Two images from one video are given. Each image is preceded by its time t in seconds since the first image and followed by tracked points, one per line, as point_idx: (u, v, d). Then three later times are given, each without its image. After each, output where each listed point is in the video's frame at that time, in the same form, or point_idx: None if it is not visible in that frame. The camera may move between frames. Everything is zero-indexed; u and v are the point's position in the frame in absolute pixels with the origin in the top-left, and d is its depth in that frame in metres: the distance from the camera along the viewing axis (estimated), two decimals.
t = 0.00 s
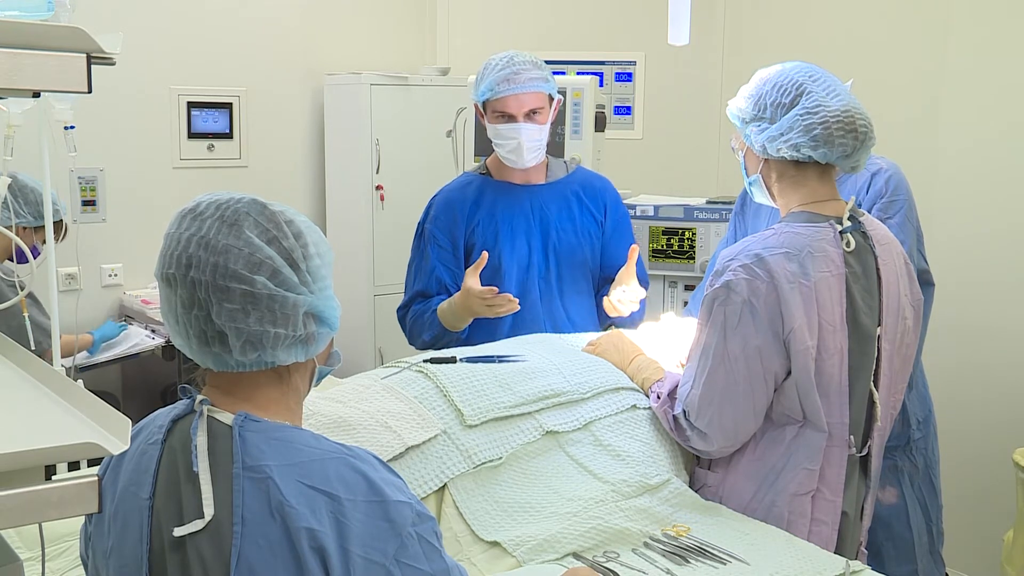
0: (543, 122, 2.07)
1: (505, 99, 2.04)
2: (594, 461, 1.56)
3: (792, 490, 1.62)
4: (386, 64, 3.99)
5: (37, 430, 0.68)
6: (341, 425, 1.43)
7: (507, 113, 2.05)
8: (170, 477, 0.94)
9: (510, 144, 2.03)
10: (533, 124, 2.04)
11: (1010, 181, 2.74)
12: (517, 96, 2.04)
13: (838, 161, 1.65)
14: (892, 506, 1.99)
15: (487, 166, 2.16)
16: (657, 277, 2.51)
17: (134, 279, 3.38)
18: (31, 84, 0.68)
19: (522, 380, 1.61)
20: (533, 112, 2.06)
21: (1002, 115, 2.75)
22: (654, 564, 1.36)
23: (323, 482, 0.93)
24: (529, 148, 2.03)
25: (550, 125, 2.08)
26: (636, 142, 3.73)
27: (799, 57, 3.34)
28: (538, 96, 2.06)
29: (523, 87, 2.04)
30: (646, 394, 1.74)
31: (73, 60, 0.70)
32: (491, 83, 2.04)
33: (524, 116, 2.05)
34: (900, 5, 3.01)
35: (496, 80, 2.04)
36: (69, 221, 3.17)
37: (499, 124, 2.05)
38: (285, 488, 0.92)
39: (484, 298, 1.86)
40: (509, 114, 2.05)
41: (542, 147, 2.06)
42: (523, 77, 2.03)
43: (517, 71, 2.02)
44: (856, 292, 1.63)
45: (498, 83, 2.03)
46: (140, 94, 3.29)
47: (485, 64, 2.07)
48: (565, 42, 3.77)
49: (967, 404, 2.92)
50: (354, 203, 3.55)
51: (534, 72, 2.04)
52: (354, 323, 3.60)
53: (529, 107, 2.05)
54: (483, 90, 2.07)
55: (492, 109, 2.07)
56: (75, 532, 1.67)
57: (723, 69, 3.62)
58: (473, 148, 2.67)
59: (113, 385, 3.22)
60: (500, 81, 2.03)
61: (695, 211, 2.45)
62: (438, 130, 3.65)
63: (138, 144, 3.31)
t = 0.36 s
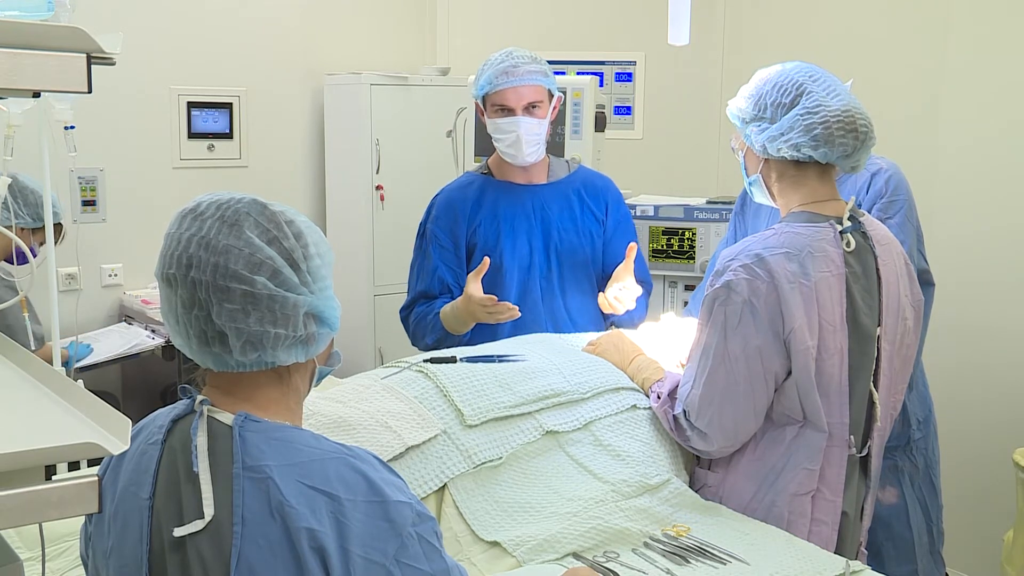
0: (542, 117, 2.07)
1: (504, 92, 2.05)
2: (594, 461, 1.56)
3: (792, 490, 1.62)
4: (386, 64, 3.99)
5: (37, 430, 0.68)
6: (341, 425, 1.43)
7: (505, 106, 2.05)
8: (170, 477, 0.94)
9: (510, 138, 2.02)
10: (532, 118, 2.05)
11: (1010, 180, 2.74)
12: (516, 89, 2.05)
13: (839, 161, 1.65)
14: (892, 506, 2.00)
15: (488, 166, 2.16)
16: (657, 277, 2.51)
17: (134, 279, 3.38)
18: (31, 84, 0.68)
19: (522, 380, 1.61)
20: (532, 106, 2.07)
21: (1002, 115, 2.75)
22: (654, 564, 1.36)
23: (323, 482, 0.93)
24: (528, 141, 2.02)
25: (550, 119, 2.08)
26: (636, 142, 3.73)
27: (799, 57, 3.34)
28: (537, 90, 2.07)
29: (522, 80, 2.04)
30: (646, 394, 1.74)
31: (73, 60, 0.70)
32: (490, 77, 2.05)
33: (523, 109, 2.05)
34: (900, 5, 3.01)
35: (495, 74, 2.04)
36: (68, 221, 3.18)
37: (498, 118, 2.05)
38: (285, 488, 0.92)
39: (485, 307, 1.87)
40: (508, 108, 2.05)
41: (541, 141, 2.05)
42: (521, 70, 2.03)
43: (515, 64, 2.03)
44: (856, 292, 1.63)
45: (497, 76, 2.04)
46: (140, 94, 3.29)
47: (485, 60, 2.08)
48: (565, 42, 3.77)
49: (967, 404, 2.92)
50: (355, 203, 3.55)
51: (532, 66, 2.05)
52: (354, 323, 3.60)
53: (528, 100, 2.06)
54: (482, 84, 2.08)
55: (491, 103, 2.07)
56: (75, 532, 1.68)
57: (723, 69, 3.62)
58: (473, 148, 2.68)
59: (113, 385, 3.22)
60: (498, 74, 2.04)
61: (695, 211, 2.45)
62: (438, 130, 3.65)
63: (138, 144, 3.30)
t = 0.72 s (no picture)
0: (545, 118, 2.06)
1: (507, 92, 2.04)
2: (594, 461, 1.56)
3: (793, 490, 1.62)
4: (386, 64, 3.99)
5: (37, 430, 0.68)
6: (341, 425, 1.43)
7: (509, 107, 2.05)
8: (170, 477, 0.94)
9: (512, 139, 2.03)
10: (535, 119, 2.04)
11: (1010, 180, 2.74)
12: (520, 89, 2.04)
13: (839, 161, 1.65)
14: (892, 506, 2.00)
15: (489, 166, 2.16)
16: (657, 277, 2.51)
17: (134, 279, 3.37)
18: (31, 84, 0.68)
19: (522, 380, 1.61)
20: (535, 106, 2.07)
21: (1002, 115, 2.75)
22: (654, 564, 1.36)
23: (323, 482, 0.93)
24: (531, 143, 2.03)
25: (553, 120, 2.08)
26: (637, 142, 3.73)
27: (799, 57, 3.34)
28: (541, 91, 2.06)
29: (525, 81, 2.04)
30: (646, 394, 1.74)
31: (73, 60, 0.70)
32: (493, 76, 2.04)
33: (526, 110, 2.05)
34: (900, 5, 3.01)
35: (498, 74, 2.04)
36: (68, 221, 3.18)
37: (501, 118, 2.06)
38: (285, 488, 0.92)
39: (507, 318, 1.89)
40: (510, 108, 2.05)
41: (544, 142, 2.05)
42: (525, 70, 2.03)
43: (519, 65, 2.02)
44: (856, 293, 1.63)
45: (501, 76, 2.04)
46: (140, 93, 3.29)
47: (490, 58, 2.08)
48: (565, 42, 3.77)
49: (967, 403, 2.92)
50: (355, 203, 3.55)
51: (536, 66, 2.04)
52: (354, 323, 3.60)
53: (531, 102, 2.05)
54: (485, 83, 2.08)
55: (495, 103, 2.07)
56: (75, 532, 1.68)
57: (723, 69, 3.62)
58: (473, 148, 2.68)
59: (113, 385, 3.22)
60: (501, 74, 2.03)
61: (695, 211, 2.45)
62: (438, 129, 3.65)
63: (138, 144, 3.30)
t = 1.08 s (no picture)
0: (544, 123, 2.06)
1: (503, 102, 2.04)
2: (594, 461, 1.56)
3: (792, 490, 1.62)
4: (386, 64, 3.99)
5: (37, 430, 0.68)
6: (341, 425, 1.43)
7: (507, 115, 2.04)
8: (170, 477, 0.94)
9: (512, 147, 2.04)
10: (534, 126, 2.04)
11: (1010, 180, 2.74)
12: (517, 98, 2.04)
13: (839, 161, 1.65)
14: (892, 506, 2.00)
15: (491, 166, 2.17)
16: (657, 277, 2.51)
17: (134, 279, 3.37)
18: (32, 84, 0.68)
19: (522, 380, 1.61)
20: (533, 113, 2.06)
21: (1002, 116, 2.75)
22: (654, 564, 1.36)
23: (323, 483, 0.93)
24: (530, 151, 2.04)
25: (553, 125, 2.07)
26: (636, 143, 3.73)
27: (799, 57, 3.34)
28: (539, 97, 2.06)
29: (522, 89, 2.03)
30: (646, 394, 1.74)
31: (73, 61, 0.70)
32: (489, 86, 2.04)
33: (524, 118, 2.05)
34: (900, 5, 3.01)
35: (494, 83, 2.03)
36: (67, 221, 3.18)
37: (500, 127, 2.06)
38: (285, 488, 0.92)
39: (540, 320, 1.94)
40: (509, 117, 2.05)
41: (544, 147, 2.06)
42: (521, 79, 2.02)
43: (515, 73, 2.01)
44: (856, 293, 1.63)
45: (496, 85, 2.03)
46: (140, 93, 3.29)
47: (485, 65, 2.07)
48: (565, 42, 3.77)
49: (967, 403, 2.92)
50: (355, 203, 3.55)
51: (533, 73, 2.03)
52: (354, 323, 3.59)
53: (530, 109, 2.05)
54: (482, 93, 2.07)
55: (492, 112, 2.07)
56: (75, 532, 1.67)
57: (723, 69, 3.62)
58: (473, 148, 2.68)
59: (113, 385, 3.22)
60: (498, 83, 2.03)
61: (695, 211, 2.45)
62: (438, 130, 3.65)
63: (138, 144, 3.30)
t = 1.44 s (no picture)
0: (544, 122, 2.06)
1: (503, 101, 2.04)
2: (594, 461, 1.56)
3: (792, 490, 1.62)
4: (386, 64, 3.99)
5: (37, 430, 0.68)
6: (341, 425, 1.43)
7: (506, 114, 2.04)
8: (170, 478, 0.94)
9: (511, 146, 2.03)
10: (533, 125, 2.04)
11: (1010, 180, 2.74)
12: (517, 97, 2.04)
13: (840, 161, 1.65)
14: (892, 507, 2.00)
15: (490, 166, 2.16)
16: (657, 277, 2.51)
17: (134, 279, 3.37)
18: (32, 84, 0.68)
19: (522, 380, 1.61)
20: (533, 112, 2.05)
21: (1002, 116, 2.75)
22: (654, 564, 1.36)
23: (323, 483, 0.93)
24: (530, 150, 2.03)
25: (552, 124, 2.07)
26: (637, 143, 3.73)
27: (799, 57, 3.34)
28: (538, 96, 2.06)
29: (522, 88, 2.03)
30: (646, 394, 1.74)
31: (73, 61, 0.70)
32: (489, 85, 2.04)
33: (524, 117, 2.04)
34: (900, 5, 3.01)
35: (494, 82, 2.03)
36: (68, 221, 3.18)
37: (499, 126, 2.06)
38: (285, 489, 0.92)
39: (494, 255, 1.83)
40: (508, 116, 2.05)
41: (543, 146, 2.06)
42: (521, 77, 2.02)
43: (514, 72, 2.01)
44: (856, 293, 1.63)
45: (496, 84, 2.03)
46: (140, 93, 3.29)
47: (485, 64, 2.07)
48: (566, 42, 3.77)
49: (967, 403, 2.92)
50: (355, 203, 3.55)
51: (533, 71, 2.03)
52: (354, 323, 3.60)
53: (529, 108, 2.05)
54: (482, 91, 2.07)
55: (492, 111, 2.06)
56: (75, 532, 1.67)
57: (723, 69, 3.62)
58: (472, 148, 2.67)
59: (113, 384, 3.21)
60: (498, 82, 2.03)
61: (695, 211, 2.45)
62: (438, 130, 3.65)
63: (138, 144, 3.30)
